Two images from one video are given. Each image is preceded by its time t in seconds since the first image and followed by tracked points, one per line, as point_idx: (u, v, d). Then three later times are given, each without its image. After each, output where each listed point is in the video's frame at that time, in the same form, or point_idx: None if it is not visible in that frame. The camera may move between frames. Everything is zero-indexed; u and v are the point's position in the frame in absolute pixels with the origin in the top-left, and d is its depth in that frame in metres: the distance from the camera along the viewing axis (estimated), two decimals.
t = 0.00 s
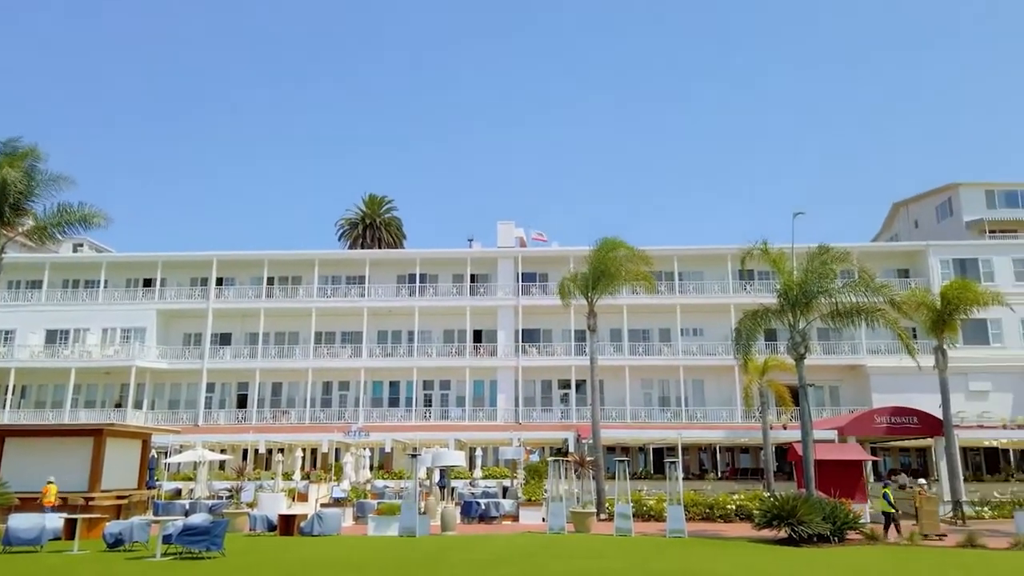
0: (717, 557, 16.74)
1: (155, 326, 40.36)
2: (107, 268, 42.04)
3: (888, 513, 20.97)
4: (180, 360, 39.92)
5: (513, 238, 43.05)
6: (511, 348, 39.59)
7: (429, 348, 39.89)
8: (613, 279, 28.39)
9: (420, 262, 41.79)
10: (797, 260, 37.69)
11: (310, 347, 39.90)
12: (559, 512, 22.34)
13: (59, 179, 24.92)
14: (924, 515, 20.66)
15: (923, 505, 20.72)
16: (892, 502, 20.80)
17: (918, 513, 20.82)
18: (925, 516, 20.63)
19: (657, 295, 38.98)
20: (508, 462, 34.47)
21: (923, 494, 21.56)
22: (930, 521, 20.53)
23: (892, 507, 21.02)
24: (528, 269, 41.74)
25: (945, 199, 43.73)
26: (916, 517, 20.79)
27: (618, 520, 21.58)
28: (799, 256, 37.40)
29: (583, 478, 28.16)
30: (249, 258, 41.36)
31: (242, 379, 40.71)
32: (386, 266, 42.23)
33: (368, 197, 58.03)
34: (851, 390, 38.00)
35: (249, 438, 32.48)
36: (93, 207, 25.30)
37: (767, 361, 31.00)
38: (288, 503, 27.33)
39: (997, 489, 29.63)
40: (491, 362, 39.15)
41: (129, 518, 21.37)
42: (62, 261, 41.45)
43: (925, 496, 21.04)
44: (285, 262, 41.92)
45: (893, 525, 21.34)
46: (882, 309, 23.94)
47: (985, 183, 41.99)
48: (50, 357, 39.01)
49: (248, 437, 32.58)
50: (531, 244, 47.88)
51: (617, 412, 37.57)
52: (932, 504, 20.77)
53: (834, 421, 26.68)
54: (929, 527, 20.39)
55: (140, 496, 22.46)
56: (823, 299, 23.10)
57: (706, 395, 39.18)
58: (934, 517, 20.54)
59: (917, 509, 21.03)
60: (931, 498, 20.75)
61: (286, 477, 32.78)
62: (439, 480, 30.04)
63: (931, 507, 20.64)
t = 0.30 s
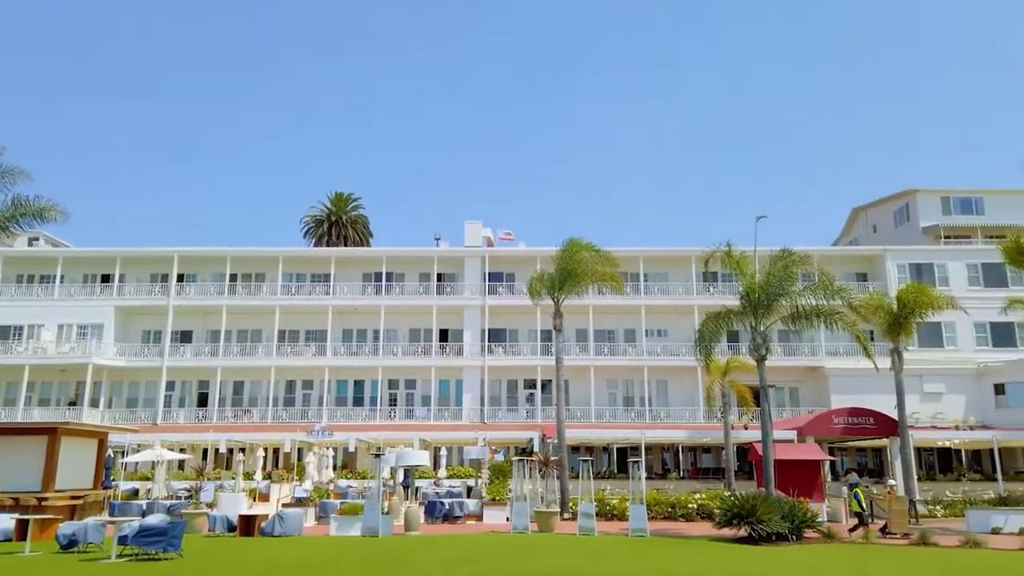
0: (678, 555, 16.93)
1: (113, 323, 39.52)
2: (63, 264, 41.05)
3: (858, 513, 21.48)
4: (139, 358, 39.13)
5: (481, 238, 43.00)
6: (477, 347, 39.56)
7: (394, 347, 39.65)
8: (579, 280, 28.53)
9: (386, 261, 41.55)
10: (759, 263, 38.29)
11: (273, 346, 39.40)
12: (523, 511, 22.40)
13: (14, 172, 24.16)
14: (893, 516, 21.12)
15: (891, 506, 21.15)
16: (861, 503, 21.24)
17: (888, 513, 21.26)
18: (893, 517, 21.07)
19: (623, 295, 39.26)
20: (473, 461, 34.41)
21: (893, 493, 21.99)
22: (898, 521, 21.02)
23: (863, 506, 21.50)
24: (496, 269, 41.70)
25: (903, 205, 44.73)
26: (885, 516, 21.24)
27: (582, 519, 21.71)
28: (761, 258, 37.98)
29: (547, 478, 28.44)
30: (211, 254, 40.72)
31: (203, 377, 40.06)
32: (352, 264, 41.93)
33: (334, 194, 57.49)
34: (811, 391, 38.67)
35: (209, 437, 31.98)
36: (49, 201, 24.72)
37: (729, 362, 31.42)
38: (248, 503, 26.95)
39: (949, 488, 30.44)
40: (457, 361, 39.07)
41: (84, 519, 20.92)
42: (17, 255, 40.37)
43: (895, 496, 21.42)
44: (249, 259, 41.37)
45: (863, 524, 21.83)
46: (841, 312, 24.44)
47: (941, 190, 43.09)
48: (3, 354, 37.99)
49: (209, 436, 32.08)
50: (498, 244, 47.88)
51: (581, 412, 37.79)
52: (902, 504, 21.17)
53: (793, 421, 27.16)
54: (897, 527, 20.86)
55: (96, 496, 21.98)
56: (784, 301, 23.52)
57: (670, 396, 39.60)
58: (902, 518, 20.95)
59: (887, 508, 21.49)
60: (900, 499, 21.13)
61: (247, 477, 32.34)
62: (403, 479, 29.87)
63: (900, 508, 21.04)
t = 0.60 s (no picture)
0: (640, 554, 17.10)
1: (70, 320, 38.60)
2: (18, 258, 39.98)
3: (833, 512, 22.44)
4: (97, 356, 38.28)
5: (448, 237, 42.88)
6: (443, 347, 39.42)
7: (360, 346, 39.27)
8: (546, 281, 28.61)
9: (352, 259, 41.23)
10: (723, 265, 38.79)
11: (235, 344, 38.79)
12: (488, 511, 22.38)
13: None
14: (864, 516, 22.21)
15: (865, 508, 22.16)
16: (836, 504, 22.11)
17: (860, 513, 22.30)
18: (865, 518, 22.15)
19: (590, 296, 39.43)
20: (438, 461, 34.28)
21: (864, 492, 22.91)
22: (868, 521, 22.16)
23: (837, 506, 22.46)
24: (463, 268, 41.63)
25: (863, 210, 45.67)
26: (857, 515, 22.24)
27: (546, 519, 21.78)
28: (725, 261, 38.48)
29: (512, 478, 28.49)
30: (173, 251, 40.00)
31: (163, 376, 39.35)
32: (317, 262, 41.54)
33: (300, 191, 56.86)
34: (772, 392, 39.28)
35: (169, 437, 31.43)
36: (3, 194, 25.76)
37: (693, 363, 31.78)
38: (208, 504, 26.54)
39: (905, 487, 31.15)
40: (424, 361, 38.90)
41: (37, 521, 20.38)
42: None
43: (867, 496, 22.50)
44: (211, 256, 40.73)
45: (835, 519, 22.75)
46: (801, 314, 24.88)
47: (899, 196, 44.10)
48: None
49: (169, 436, 31.54)
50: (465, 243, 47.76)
51: (547, 412, 37.90)
52: (873, 505, 22.33)
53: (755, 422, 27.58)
54: (867, 527, 21.95)
55: (50, 497, 21.43)
56: (746, 303, 23.88)
57: (635, 396, 39.93)
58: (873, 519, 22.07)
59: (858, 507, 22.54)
60: (873, 501, 22.17)
61: (207, 477, 31.86)
62: (367, 479, 29.68)
63: (872, 509, 22.13)
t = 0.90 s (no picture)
0: (605, 553, 17.19)
1: (27, 316, 37.66)
2: None
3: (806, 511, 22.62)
4: (55, 353, 37.41)
5: (417, 236, 42.70)
6: (411, 346, 39.25)
7: (327, 345, 38.92)
8: (515, 281, 28.65)
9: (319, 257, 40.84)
10: (690, 267, 39.22)
11: (199, 342, 38.18)
12: (455, 511, 22.36)
13: None
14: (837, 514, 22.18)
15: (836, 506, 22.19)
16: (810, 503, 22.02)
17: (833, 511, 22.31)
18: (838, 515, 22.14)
19: (559, 296, 39.57)
20: (405, 461, 34.14)
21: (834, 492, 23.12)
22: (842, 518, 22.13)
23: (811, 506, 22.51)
24: (432, 267, 41.50)
25: (826, 214, 46.50)
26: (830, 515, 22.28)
27: (512, 518, 21.83)
28: (692, 262, 38.90)
29: (479, 477, 28.46)
30: (135, 246, 39.24)
31: (124, 374, 38.62)
32: (283, 260, 41.09)
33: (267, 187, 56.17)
34: (736, 393, 39.81)
35: (130, 436, 30.85)
36: None
37: (659, 363, 32.08)
38: (169, 504, 26.10)
39: (864, 486, 31.83)
40: (391, 360, 38.67)
41: None
42: None
43: (839, 494, 22.60)
44: (175, 253, 40.06)
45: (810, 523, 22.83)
46: (765, 316, 25.27)
47: (861, 201, 45.00)
48: None
49: (129, 434, 30.95)
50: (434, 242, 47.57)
51: (515, 411, 37.95)
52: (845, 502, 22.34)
53: (719, 422, 27.95)
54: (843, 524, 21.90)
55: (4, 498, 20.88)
56: (712, 304, 24.18)
57: (602, 396, 40.18)
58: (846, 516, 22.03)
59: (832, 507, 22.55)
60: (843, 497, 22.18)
61: (168, 477, 31.34)
62: (333, 479, 29.42)
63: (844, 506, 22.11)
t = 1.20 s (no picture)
0: (573, 552, 17.25)
1: None
2: None
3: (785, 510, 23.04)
4: (12, 350, 36.50)
5: (387, 234, 42.44)
6: (380, 345, 38.98)
7: (293, 343, 38.53)
8: (485, 280, 28.64)
9: (287, 254, 40.40)
10: (658, 267, 39.55)
11: (162, 339, 37.54)
12: (421, 511, 22.29)
13: None
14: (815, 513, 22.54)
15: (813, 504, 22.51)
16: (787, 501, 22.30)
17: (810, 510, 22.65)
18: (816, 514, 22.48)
19: (529, 297, 39.63)
20: (373, 461, 33.92)
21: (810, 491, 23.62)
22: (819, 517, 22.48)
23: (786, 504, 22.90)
24: (401, 266, 41.27)
25: (791, 217, 47.21)
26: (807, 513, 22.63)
27: (480, 518, 21.82)
28: (660, 263, 39.23)
29: (447, 477, 28.39)
30: (97, 242, 38.45)
31: (84, 372, 37.84)
32: (250, 257, 40.55)
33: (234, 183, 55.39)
34: (703, 393, 40.25)
35: (90, 435, 30.20)
36: None
37: (627, 363, 32.31)
38: (130, 505, 25.63)
39: (826, 485, 32.42)
40: (360, 359, 38.38)
41: None
42: None
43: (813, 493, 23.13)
44: (138, 249, 39.35)
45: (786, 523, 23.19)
46: (731, 318, 25.58)
47: (826, 205, 45.79)
48: None
49: (89, 434, 30.30)
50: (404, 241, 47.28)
51: (483, 411, 37.93)
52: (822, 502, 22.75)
53: (686, 421, 28.30)
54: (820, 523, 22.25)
55: None
56: (679, 306, 24.44)
57: (570, 396, 40.34)
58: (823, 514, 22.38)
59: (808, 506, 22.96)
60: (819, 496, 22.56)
61: (129, 477, 30.77)
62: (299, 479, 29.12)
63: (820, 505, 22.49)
